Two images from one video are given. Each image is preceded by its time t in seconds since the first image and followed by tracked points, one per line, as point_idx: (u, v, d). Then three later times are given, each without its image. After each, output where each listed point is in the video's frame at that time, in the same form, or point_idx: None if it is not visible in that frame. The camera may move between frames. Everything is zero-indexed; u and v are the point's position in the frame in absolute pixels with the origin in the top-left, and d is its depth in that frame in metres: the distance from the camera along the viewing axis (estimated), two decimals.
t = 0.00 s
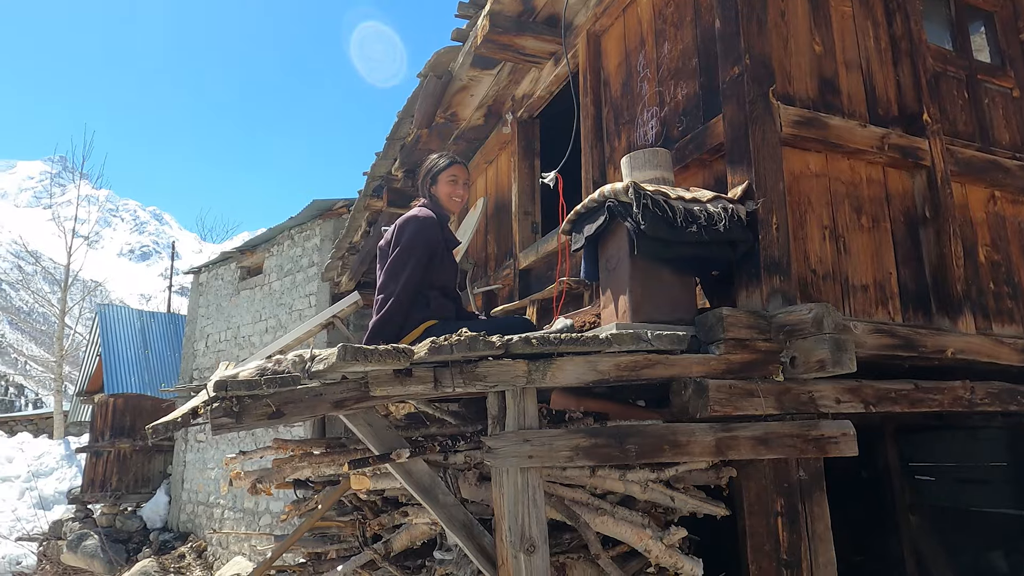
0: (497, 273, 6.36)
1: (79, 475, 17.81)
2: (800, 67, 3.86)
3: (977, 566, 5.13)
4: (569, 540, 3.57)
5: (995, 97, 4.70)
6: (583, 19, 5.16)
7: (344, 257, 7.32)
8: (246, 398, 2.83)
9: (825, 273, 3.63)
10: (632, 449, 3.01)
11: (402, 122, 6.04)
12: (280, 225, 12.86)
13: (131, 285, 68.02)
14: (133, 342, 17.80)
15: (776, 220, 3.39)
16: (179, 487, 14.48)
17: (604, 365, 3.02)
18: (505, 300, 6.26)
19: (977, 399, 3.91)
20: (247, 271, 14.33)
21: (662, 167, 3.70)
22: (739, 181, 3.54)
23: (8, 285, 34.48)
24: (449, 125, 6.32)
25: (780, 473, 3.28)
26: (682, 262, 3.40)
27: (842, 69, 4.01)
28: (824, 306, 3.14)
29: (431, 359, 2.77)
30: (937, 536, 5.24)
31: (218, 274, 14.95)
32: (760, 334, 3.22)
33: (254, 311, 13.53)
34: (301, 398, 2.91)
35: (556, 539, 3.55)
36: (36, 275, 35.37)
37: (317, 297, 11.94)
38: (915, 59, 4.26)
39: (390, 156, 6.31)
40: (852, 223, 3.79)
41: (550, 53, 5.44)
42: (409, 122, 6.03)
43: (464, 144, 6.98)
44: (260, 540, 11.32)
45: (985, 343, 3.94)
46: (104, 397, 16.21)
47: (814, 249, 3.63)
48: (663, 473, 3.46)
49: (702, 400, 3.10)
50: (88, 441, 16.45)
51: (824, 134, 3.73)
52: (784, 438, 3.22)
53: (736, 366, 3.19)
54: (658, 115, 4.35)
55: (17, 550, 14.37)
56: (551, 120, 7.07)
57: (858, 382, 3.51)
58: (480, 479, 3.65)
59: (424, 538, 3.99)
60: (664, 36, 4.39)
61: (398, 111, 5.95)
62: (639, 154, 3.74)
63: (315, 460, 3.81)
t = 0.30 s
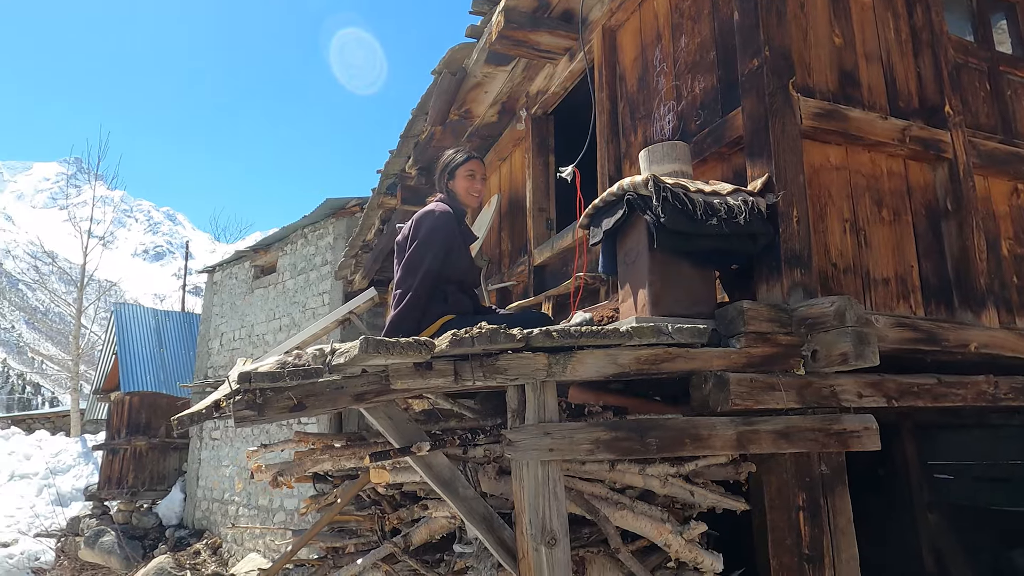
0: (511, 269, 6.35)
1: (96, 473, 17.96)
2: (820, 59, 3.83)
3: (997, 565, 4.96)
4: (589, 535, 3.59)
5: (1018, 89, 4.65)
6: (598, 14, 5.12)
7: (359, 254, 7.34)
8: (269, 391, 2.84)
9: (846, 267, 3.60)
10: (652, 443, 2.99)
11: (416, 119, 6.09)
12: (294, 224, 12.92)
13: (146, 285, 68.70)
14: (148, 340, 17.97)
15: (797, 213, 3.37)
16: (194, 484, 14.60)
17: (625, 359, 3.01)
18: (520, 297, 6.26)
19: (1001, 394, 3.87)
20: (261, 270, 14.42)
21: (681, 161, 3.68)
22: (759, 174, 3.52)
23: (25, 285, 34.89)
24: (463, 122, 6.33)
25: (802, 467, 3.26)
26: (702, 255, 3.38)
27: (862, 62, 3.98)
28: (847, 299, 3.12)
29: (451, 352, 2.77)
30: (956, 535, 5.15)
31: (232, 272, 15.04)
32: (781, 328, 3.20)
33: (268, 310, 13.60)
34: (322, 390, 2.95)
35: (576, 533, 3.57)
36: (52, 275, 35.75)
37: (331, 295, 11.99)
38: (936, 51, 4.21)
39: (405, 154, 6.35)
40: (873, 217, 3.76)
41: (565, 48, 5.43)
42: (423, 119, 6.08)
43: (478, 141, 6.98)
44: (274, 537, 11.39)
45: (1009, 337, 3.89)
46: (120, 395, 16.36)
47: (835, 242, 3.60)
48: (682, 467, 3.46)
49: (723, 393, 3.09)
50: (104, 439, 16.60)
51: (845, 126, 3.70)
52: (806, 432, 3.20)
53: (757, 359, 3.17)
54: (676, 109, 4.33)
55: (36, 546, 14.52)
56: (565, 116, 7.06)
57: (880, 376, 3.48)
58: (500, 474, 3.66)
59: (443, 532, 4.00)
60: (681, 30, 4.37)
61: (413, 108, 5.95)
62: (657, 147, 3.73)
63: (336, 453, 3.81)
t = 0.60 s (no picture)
0: (515, 266, 6.35)
1: (101, 469, 18.04)
2: (825, 55, 3.82)
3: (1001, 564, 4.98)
4: (594, 531, 3.61)
5: None
6: (602, 11, 5.10)
7: (363, 252, 7.34)
8: (275, 387, 2.86)
9: (851, 264, 3.59)
10: (657, 439, 3.00)
11: (419, 116, 6.10)
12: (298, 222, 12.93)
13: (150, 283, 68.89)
14: (153, 337, 18.02)
15: (802, 210, 3.36)
16: (199, 481, 14.65)
17: (629, 355, 3.01)
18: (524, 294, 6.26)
19: (1007, 390, 3.86)
20: (265, 267, 14.44)
21: (686, 157, 3.68)
22: (764, 170, 3.51)
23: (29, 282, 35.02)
24: (467, 119, 6.33)
25: (807, 464, 3.26)
26: (706, 252, 3.38)
27: (867, 58, 3.96)
28: (852, 295, 3.11)
29: (457, 348, 2.77)
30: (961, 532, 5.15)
31: (236, 270, 15.07)
32: (787, 324, 3.19)
33: (272, 307, 13.63)
34: (328, 387, 2.94)
35: (581, 529, 3.60)
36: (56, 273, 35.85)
37: (334, 293, 12.01)
38: (942, 47, 4.20)
39: (408, 151, 6.35)
40: (878, 213, 3.75)
41: (569, 45, 5.42)
42: (427, 117, 6.09)
43: (482, 138, 6.97)
44: (278, 534, 11.42)
45: (1016, 334, 3.88)
46: (125, 392, 16.41)
47: (840, 239, 3.59)
48: (687, 464, 3.46)
49: (728, 390, 3.09)
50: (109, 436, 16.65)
51: (851, 122, 3.69)
52: (811, 428, 3.20)
53: (762, 356, 3.17)
54: (680, 106, 4.32)
55: (42, 542, 14.59)
56: (569, 113, 7.05)
57: (886, 373, 3.48)
58: (506, 470, 3.64)
59: (448, 528, 4.00)
60: (686, 27, 4.36)
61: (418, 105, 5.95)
62: (662, 144, 3.72)
63: (341, 450, 3.83)
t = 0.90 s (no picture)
0: (509, 263, 6.34)
1: (96, 466, 17.98)
2: (818, 51, 3.81)
3: (996, 562, 4.97)
4: (584, 528, 3.57)
5: (1017, 82, 4.63)
6: (596, 7, 5.10)
7: (357, 249, 7.31)
8: (262, 384, 2.84)
9: (843, 260, 3.58)
10: (647, 436, 2.99)
11: (413, 113, 6.07)
12: (293, 218, 12.89)
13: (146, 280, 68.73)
14: (147, 334, 17.97)
15: (793, 206, 3.36)
16: (193, 479, 14.62)
17: (619, 352, 3.00)
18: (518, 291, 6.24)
19: (998, 387, 3.86)
20: (260, 264, 14.39)
21: (677, 154, 3.66)
22: (756, 167, 3.50)
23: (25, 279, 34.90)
24: (461, 116, 6.31)
25: (797, 461, 3.26)
26: (697, 248, 3.37)
27: (860, 54, 3.96)
28: (842, 292, 3.10)
29: (446, 345, 2.76)
30: (955, 529, 5.15)
31: (231, 267, 15.02)
32: (777, 321, 3.18)
33: (267, 304, 13.60)
34: (316, 383, 2.93)
35: (571, 527, 3.54)
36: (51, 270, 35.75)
37: (329, 290, 11.98)
38: (935, 44, 4.20)
39: (403, 148, 6.31)
40: (870, 210, 3.75)
41: (563, 42, 5.41)
42: (421, 113, 6.06)
43: (476, 134, 6.95)
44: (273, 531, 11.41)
45: (1007, 331, 3.88)
46: (119, 389, 16.36)
47: (832, 235, 3.58)
48: (677, 461, 3.47)
49: (718, 386, 3.08)
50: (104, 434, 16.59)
51: (842, 119, 3.68)
52: (801, 425, 3.19)
53: (753, 353, 3.16)
54: (673, 102, 4.31)
55: (36, 540, 14.54)
56: (563, 109, 7.04)
57: (876, 369, 3.47)
58: (495, 467, 3.64)
59: (438, 525, 3.99)
60: (679, 23, 4.34)
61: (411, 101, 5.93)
62: (654, 140, 3.71)
63: (329, 446, 3.81)
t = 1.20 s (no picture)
0: (501, 258, 6.31)
1: (91, 462, 17.93)
2: (808, 44, 3.79)
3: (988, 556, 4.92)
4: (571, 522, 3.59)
5: (1009, 76, 4.61)
6: None
7: (350, 244, 7.28)
8: (245, 376, 2.81)
9: (832, 254, 3.57)
10: (633, 429, 2.98)
11: (405, 106, 6.03)
12: (287, 213, 12.83)
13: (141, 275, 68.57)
14: (142, 329, 17.91)
15: (782, 199, 3.34)
16: (188, 474, 14.60)
17: (606, 345, 2.97)
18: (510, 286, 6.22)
19: (987, 381, 3.85)
20: (254, 260, 14.34)
21: (667, 146, 3.64)
22: (745, 159, 3.48)
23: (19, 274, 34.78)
24: (453, 110, 6.27)
25: (785, 455, 3.25)
26: (685, 240, 3.35)
27: (851, 47, 3.93)
28: (830, 285, 3.09)
29: (430, 337, 2.74)
30: (945, 524, 5.10)
31: (226, 262, 14.96)
32: (765, 314, 3.17)
33: (262, 300, 13.55)
34: (300, 376, 2.91)
35: (558, 520, 3.57)
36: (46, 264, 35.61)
37: (324, 285, 11.94)
38: (927, 37, 4.17)
39: (396, 142, 6.27)
40: (860, 203, 3.73)
41: (555, 34, 5.37)
42: (413, 107, 6.02)
43: (469, 128, 6.91)
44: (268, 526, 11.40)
45: (996, 325, 3.87)
46: (114, 385, 16.30)
47: (821, 229, 3.57)
48: (665, 454, 3.44)
49: (705, 380, 3.07)
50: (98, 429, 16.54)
51: (833, 111, 3.66)
52: (788, 419, 3.18)
53: (740, 346, 3.15)
54: (663, 95, 4.28)
55: (30, 536, 14.50)
56: (557, 103, 7.00)
57: (865, 363, 3.46)
58: (481, 461, 3.61)
59: (424, 519, 3.98)
60: (670, 15, 4.31)
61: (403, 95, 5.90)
62: (643, 132, 3.68)
63: (314, 440, 3.79)
